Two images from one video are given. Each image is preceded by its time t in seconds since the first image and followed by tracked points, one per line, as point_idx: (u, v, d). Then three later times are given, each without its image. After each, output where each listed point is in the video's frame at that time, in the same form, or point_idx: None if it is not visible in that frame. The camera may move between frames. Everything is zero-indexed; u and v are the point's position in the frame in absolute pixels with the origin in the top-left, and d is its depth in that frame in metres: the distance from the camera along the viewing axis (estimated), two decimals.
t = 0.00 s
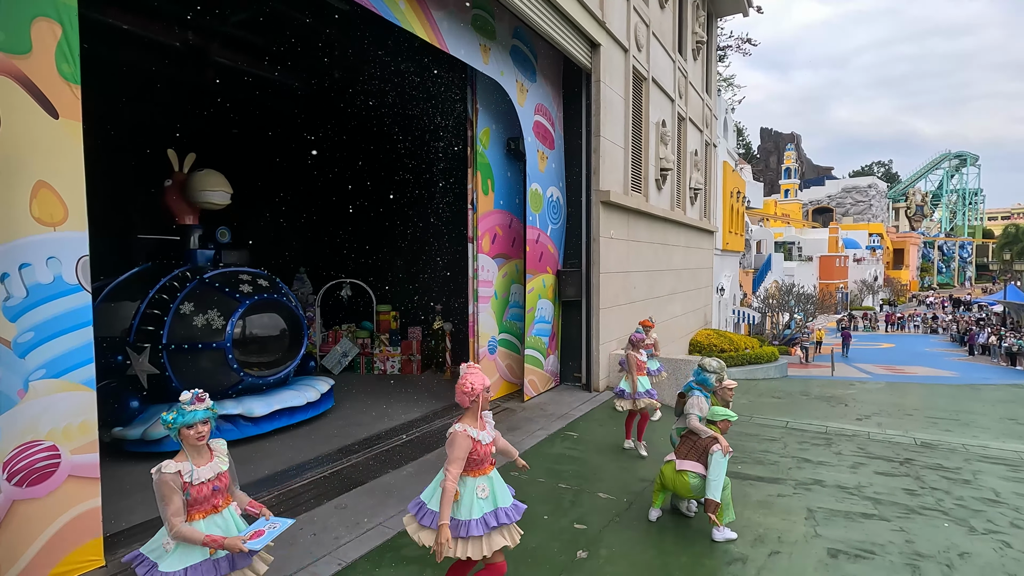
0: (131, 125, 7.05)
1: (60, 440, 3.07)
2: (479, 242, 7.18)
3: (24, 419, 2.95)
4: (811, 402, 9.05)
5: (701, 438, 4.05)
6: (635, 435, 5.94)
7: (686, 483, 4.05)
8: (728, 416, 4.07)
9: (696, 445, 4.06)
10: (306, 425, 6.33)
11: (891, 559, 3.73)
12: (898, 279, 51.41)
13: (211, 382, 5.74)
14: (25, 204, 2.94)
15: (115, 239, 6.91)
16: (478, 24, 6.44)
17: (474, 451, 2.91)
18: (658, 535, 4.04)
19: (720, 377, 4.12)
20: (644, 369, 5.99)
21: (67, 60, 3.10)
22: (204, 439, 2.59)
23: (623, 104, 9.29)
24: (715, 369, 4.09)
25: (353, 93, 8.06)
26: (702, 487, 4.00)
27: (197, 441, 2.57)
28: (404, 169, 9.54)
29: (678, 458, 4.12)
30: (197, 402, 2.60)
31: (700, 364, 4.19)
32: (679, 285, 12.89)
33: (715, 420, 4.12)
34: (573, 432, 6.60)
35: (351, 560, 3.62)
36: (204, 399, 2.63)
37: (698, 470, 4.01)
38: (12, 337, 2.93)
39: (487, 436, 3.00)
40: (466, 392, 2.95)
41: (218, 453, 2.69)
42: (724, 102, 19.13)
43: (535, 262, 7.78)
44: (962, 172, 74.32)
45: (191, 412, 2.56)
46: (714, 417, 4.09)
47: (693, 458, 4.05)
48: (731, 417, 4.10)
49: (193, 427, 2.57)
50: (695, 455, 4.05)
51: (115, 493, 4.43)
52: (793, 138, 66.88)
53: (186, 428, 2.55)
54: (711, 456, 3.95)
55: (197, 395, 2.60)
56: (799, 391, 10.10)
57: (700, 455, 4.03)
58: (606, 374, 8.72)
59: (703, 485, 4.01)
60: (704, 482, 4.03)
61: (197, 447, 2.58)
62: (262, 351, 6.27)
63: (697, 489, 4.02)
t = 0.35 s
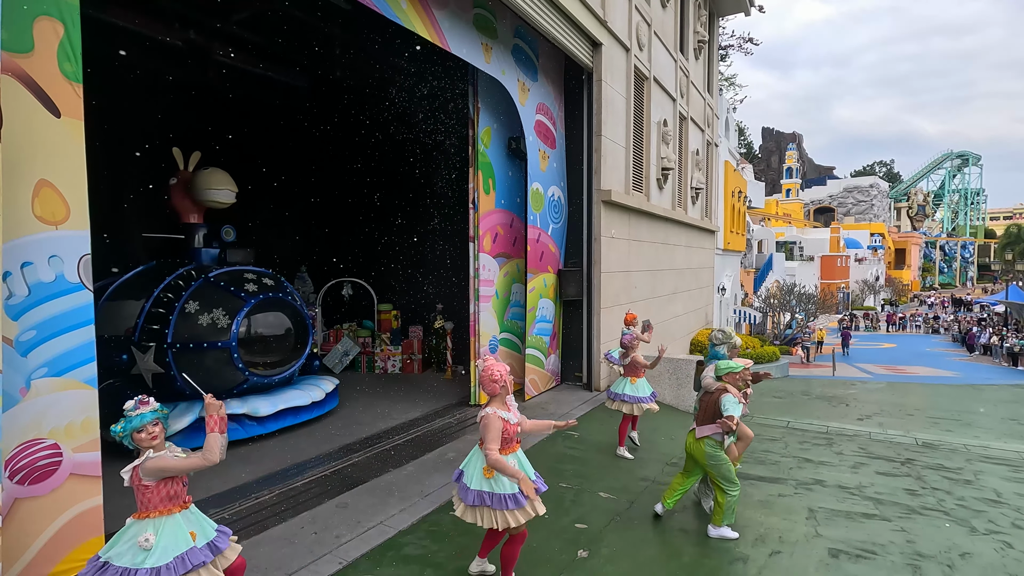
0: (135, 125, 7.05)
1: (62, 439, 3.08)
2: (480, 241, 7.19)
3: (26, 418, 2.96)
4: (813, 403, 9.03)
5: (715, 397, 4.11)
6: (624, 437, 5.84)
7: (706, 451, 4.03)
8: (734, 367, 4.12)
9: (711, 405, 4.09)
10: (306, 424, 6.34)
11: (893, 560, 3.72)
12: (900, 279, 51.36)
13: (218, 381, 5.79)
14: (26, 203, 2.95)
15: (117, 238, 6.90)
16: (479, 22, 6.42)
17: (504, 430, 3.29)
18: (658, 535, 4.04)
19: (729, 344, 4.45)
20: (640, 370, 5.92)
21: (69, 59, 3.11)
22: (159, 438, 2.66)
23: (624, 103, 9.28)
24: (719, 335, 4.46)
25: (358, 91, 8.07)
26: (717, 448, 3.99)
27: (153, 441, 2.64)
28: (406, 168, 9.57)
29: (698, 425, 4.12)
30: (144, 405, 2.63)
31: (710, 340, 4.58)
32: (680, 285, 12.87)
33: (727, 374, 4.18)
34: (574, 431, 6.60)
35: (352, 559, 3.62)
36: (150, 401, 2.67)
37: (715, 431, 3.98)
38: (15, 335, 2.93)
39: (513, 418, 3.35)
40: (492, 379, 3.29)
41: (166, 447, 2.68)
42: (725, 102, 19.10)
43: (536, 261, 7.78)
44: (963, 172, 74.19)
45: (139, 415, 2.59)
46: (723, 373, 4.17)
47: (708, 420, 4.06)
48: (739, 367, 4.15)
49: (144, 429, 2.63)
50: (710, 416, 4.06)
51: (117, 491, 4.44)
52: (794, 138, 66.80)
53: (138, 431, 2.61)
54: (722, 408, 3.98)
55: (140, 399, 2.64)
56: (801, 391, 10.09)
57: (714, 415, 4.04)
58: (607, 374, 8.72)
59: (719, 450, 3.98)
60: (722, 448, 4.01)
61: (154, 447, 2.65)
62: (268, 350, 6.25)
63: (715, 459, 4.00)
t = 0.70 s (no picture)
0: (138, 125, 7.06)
1: (63, 437, 3.08)
2: (481, 241, 7.19)
3: (27, 416, 2.96)
4: (813, 403, 9.02)
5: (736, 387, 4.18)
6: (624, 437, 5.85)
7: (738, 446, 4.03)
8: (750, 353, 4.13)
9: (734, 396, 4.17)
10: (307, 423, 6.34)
11: (893, 560, 3.72)
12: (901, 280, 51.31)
13: (222, 380, 5.74)
14: (28, 202, 2.95)
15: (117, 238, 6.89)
16: (479, 22, 6.41)
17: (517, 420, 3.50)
18: (659, 535, 4.04)
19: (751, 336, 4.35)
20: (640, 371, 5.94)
21: (71, 58, 3.11)
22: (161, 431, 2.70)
23: (625, 103, 9.26)
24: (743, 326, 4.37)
25: (362, 91, 8.08)
26: (743, 439, 4.00)
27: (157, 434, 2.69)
28: (407, 167, 9.59)
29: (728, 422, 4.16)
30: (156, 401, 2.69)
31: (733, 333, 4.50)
32: (681, 285, 12.86)
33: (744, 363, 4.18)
34: (574, 431, 6.60)
35: (353, 558, 3.63)
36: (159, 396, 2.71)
37: (739, 422, 4.05)
38: (16, 334, 2.94)
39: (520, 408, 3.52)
40: (500, 373, 3.44)
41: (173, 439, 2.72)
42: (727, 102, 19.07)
43: (536, 261, 7.78)
44: (965, 172, 74.09)
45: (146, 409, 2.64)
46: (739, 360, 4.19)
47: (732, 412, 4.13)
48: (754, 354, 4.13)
49: (148, 422, 2.68)
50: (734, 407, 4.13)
51: (119, 490, 4.46)
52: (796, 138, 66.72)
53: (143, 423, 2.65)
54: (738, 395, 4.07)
55: (147, 393, 2.67)
56: (802, 391, 10.09)
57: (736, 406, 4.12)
58: (608, 373, 8.72)
59: (747, 444, 3.99)
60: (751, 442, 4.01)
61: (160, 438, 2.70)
62: (272, 349, 6.28)
63: (745, 455, 3.99)
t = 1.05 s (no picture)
0: (142, 124, 7.07)
1: (66, 436, 3.09)
2: (481, 241, 7.19)
3: (29, 415, 2.97)
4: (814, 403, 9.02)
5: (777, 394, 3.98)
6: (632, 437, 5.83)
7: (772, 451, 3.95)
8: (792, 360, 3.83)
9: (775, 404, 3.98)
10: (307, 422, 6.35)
11: (893, 560, 3.73)
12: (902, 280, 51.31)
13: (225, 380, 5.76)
14: (31, 202, 2.96)
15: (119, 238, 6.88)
16: (479, 22, 6.40)
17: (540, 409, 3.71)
18: (659, 535, 4.04)
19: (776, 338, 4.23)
20: (642, 370, 5.96)
21: (73, 58, 3.12)
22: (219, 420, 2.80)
23: (626, 103, 9.26)
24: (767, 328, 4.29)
25: (366, 90, 8.10)
26: (781, 446, 3.88)
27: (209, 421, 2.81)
28: (407, 166, 9.60)
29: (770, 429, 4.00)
30: (215, 387, 2.80)
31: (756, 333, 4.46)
32: (681, 285, 12.85)
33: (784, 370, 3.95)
34: (575, 431, 6.60)
35: (353, 557, 3.64)
36: (224, 379, 2.86)
37: (781, 431, 3.88)
38: (19, 333, 2.95)
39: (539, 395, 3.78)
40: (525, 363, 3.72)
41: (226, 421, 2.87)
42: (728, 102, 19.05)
43: (536, 261, 7.77)
44: (966, 173, 74.00)
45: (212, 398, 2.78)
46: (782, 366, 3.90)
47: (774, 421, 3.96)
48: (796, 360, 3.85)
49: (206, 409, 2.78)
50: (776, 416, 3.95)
51: (120, 489, 4.47)
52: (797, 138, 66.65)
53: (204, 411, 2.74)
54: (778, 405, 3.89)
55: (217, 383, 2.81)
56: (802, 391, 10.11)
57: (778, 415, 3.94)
58: (609, 373, 8.72)
59: (784, 450, 3.87)
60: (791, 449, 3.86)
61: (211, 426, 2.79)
62: (276, 349, 6.28)
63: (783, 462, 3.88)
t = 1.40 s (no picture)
0: (145, 124, 7.10)
1: (67, 436, 3.10)
2: (481, 242, 7.20)
3: (31, 415, 2.98)
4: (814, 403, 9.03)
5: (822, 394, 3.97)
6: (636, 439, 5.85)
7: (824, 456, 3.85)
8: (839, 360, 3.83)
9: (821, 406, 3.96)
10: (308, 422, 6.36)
11: (892, 560, 3.74)
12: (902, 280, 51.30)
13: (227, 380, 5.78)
14: (33, 202, 2.97)
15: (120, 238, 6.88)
16: (480, 23, 6.42)
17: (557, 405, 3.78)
18: (658, 535, 4.05)
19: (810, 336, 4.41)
20: (643, 371, 5.95)
21: (75, 59, 3.13)
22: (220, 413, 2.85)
23: (626, 103, 9.28)
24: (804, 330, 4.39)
25: (368, 92, 8.12)
26: (831, 449, 3.81)
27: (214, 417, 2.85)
28: (408, 167, 9.62)
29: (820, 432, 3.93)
30: (191, 384, 2.70)
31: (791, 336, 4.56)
32: (682, 285, 12.86)
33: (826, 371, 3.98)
34: (575, 431, 6.61)
35: (354, 557, 3.65)
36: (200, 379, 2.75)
37: (832, 434, 3.81)
38: (20, 334, 2.96)
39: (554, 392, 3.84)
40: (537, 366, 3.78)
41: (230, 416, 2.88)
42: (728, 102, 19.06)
43: (537, 262, 7.78)
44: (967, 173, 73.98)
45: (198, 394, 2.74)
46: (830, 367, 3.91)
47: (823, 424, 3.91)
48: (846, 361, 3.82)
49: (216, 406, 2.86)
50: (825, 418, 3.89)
51: (121, 489, 4.49)
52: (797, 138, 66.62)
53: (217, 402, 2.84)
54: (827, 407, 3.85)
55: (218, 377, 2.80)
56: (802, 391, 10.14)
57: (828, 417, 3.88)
58: (609, 373, 8.72)
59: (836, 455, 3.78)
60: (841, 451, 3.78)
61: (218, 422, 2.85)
62: (278, 349, 6.29)
63: (831, 465, 3.79)
